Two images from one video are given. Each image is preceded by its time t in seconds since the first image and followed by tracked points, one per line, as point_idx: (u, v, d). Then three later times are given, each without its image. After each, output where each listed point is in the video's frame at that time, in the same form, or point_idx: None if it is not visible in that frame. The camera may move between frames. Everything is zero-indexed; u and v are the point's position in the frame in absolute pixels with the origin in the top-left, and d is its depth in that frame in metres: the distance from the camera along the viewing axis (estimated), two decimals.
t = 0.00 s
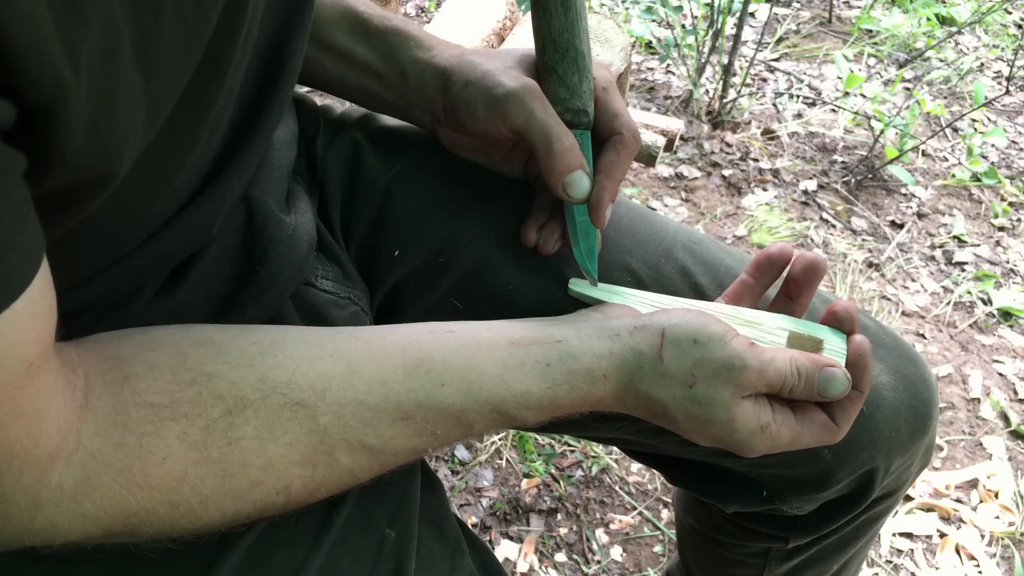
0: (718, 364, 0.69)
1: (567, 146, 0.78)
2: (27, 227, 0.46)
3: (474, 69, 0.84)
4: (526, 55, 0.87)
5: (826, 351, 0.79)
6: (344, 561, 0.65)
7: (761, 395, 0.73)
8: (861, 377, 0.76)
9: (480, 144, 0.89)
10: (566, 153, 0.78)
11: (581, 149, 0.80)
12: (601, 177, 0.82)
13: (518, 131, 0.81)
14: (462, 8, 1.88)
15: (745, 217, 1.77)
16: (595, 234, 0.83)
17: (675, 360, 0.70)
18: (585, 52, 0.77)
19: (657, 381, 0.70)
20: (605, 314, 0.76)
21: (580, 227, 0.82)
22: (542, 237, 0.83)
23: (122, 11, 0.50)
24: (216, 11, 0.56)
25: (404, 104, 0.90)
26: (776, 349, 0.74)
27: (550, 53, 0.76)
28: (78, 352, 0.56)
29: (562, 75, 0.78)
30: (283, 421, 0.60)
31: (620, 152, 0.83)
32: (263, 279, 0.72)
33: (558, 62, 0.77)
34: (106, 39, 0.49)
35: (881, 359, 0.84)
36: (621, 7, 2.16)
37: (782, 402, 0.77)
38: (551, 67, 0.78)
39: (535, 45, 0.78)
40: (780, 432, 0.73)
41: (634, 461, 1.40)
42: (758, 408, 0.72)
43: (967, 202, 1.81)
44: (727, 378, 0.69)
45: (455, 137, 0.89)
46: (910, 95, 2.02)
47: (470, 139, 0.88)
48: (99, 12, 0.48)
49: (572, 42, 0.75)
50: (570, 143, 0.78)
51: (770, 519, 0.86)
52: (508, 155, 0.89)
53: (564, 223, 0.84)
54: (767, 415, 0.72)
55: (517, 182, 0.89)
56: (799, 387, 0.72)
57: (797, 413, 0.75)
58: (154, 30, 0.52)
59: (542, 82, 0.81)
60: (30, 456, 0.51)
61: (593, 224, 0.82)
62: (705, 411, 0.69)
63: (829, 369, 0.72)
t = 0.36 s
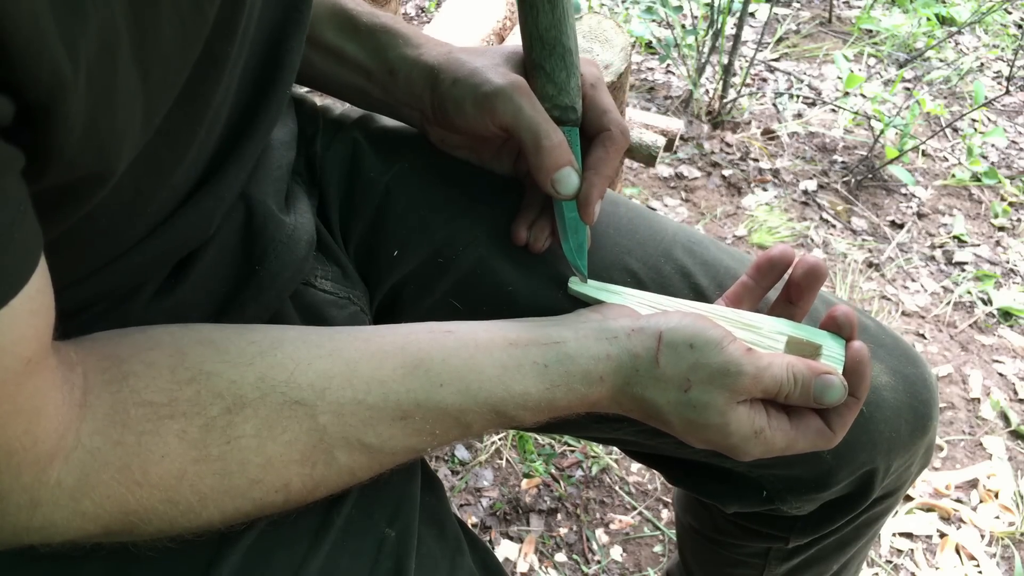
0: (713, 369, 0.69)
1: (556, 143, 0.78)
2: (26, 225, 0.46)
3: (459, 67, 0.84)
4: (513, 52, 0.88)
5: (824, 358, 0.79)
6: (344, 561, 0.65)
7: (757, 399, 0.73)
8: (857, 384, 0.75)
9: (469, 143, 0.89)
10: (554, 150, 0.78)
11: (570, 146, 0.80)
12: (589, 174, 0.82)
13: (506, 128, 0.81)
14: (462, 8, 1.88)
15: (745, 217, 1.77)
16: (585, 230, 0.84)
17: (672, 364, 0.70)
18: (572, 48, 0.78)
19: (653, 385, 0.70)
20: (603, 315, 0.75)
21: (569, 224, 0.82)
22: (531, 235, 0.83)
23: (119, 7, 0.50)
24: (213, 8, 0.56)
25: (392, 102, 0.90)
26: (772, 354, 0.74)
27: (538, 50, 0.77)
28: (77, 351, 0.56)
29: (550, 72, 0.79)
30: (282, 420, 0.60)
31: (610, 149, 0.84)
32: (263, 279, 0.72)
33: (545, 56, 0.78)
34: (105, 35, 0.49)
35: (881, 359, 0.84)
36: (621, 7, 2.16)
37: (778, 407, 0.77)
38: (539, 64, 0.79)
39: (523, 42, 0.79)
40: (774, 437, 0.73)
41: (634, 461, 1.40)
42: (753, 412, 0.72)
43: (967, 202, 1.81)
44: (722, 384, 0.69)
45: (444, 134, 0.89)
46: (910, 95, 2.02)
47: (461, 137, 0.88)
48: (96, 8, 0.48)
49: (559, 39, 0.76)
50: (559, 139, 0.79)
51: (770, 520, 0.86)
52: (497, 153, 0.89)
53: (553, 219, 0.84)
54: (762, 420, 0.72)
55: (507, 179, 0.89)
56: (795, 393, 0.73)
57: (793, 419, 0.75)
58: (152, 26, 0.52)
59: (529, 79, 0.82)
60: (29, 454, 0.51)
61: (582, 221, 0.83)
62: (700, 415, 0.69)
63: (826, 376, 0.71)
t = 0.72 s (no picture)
0: (711, 371, 0.69)
1: (548, 140, 0.78)
2: (26, 224, 0.46)
3: (452, 66, 0.84)
4: (505, 51, 0.88)
5: (823, 363, 0.79)
6: (344, 560, 0.65)
7: (753, 402, 0.73)
8: (856, 388, 0.75)
9: (463, 142, 0.89)
10: (546, 147, 0.78)
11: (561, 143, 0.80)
12: (581, 172, 0.82)
13: (499, 126, 0.81)
14: (462, 8, 1.88)
15: (745, 217, 1.77)
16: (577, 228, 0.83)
17: (669, 367, 0.69)
18: (564, 45, 0.78)
19: (650, 386, 0.70)
20: (602, 315, 0.75)
21: (561, 222, 0.82)
22: (524, 233, 0.84)
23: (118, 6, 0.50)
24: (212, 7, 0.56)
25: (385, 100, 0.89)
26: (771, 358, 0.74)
27: (530, 48, 0.77)
28: (76, 350, 0.56)
29: (541, 70, 0.79)
30: (281, 419, 0.60)
31: (601, 147, 0.84)
32: (263, 280, 0.72)
33: (535, 53, 0.78)
34: (104, 34, 0.49)
35: (881, 359, 0.84)
36: (621, 7, 2.16)
37: (776, 410, 0.76)
38: (530, 62, 0.79)
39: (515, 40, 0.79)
40: (771, 440, 0.73)
41: (634, 461, 1.40)
42: (749, 416, 0.72)
43: (967, 202, 1.81)
44: (719, 387, 0.69)
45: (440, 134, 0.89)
46: (910, 95, 2.02)
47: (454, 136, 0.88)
48: (95, 7, 0.48)
49: (551, 36, 0.76)
50: (551, 137, 0.79)
51: (770, 520, 0.86)
52: (491, 152, 0.89)
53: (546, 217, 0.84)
54: (758, 423, 0.72)
55: (502, 177, 0.89)
56: (793, 396, 0.73)
57: (789, 423, 0.75)
58: (150, 25, 0.52)
59: (522, 77, 0.82)
60: (29, 453, 0.51)
61: (574, 219, 0.82)
62: (697, 417, 0.69)
63: (824, 381, 0.71)
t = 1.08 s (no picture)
0: (708, 375, 0.69)
1: (546, 138, 0.78)
2: (27, 224, 0.46)
3: (453, 65, 0.85)
4: (503, 50, 0.88)
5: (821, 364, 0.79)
6: (344, 561, 0.65)
7: (751, 404, 0.73)
8: (856, 390, 0.75)
9: (463, 140, 0.89)
10: (544, 145, 0.78)
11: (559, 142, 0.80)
12: (577, 170, 0.82)
13: (497, 123, 0.81)
14: (462, 8, 1.88)
15: (745, 217, 1.77)
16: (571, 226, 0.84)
17: (666, 370, 0.69)
18: (563, 45, 0.77)
19: (649, 390, 0.69)
20: (602, 318, 0.75)
21: (557, 219, 0.83)
22: (520, 231, 0.84)
23: (117, 4, 0.50)
24: (212, 7, 0.56)
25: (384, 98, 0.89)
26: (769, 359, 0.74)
27: (530, 47, 0.77)
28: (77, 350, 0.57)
29: (541, 69, 0.78)
30: (281, 420, 0.60)
31: (598, 145, 0.84)
32: (264, 279, 0.72)
33: (535, 54, 0.77)
34: (104, 35, 0.49)
35: (880, 359, 0.84)
36: (621, 7, 2.16)
37: (774, 412, 0.76)
38: (529, 60, 0.78)
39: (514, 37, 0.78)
40: (768, 442, 0.73)
41: (634, 461, 1.40)
42: (747, 418, 0.72)
43: (967, 202, 1.81)
44: (717, 390, 0.69)
45: (438, 133, 0.89)
46: (910, 95, 2.02)
47: (452, 134, 0.88)
48: (94, 6, 0.48)
49: (551, 36, 0.75)
50: (549, 135, 0.79)
51: (770, 520, 0.86)
52: (491, 149, 0.89)
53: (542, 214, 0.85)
54: (756, 426, 0.72)
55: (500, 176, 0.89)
56: (791, 399, 0.72)
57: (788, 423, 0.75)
58: (150, 24, 0.52)
59: (520, 75, 0.82)
60: (29, 451, 0.51)
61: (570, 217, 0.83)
62: (694, 420, 0.69)
63: (822, 383, 0.71)
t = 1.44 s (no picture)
0: (713, 395, 0.65)
1: (608, 93, 0.81)
2: (31, 232, 0.46)
3: (478, 65, 0.85)
4: (515, 41, 0.90)
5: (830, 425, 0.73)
6: (345, 562, 0.65)
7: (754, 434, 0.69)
8: (861, 460, 0.70)
9: (491, 144, 0.89)
10: (611, 100, 0.81)
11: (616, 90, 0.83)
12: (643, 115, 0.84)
13: (554, 97, 0.83)
14: (462, 8, 1.88)
15: (745, 217, 1.77)
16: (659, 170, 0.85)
17: (673, 382, 0.66)
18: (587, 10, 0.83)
19: (652, 396, 0.67)
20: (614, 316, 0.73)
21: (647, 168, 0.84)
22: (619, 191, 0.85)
23: (112, 7, 0.50)
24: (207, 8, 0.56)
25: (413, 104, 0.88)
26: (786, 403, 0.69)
27: (558, 22, 0.83)
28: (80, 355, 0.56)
29: (573, 37, 0.84)
30: (289, 426, 0.60)
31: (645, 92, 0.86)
32: (266, 278, 0.72)
33: (563, 26, 0.83)
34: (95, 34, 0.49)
35: (882, 358, 0.84)
36: (621, 7, 2.16)
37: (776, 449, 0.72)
38: (562, 35, 0.84)
39: (541, 19, 0.84)
40: (762, 473, 0.69)
41: (634, 461, 1.39)
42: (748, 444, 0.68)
43: (967, 202, 1.81)
44: (719, 410, 0.65)
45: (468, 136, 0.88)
46: (910, 95, 2.02)
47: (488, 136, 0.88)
48: (88, 9, 0.48)
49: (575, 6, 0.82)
50: (609, 89, 0.81)
51: (771, 519, 0.85)
52: (529, 143, 0.89)
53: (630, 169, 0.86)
54: (755, 455, 0.68)
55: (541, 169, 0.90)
56: (791, 446, 0.67)
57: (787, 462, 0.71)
58: (146, 28, 0.52)
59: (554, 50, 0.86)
60: (34, 463, 0.51)
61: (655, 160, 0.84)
62: (691, 437, 0.66)
63: (824, 442, 0.66)
